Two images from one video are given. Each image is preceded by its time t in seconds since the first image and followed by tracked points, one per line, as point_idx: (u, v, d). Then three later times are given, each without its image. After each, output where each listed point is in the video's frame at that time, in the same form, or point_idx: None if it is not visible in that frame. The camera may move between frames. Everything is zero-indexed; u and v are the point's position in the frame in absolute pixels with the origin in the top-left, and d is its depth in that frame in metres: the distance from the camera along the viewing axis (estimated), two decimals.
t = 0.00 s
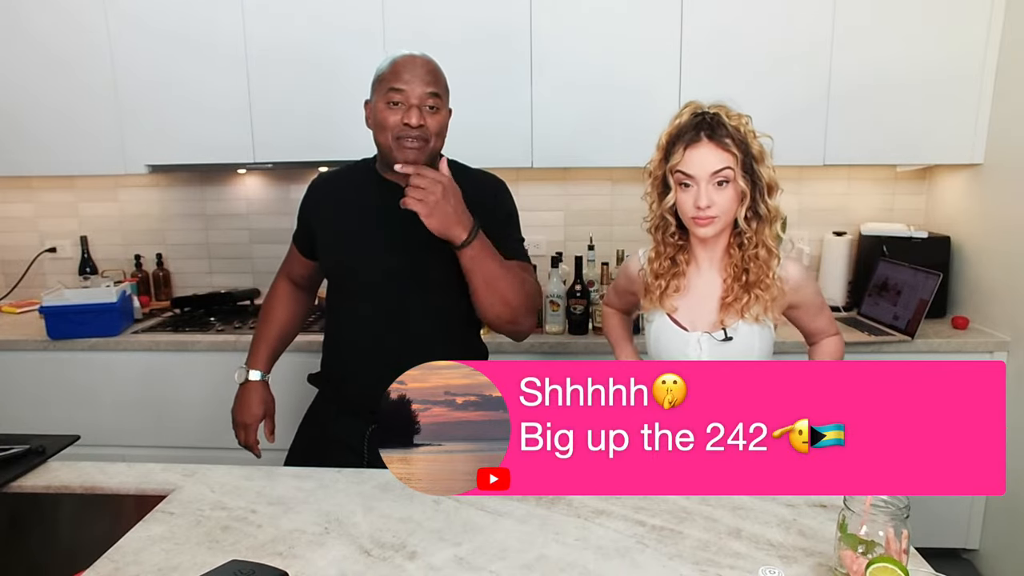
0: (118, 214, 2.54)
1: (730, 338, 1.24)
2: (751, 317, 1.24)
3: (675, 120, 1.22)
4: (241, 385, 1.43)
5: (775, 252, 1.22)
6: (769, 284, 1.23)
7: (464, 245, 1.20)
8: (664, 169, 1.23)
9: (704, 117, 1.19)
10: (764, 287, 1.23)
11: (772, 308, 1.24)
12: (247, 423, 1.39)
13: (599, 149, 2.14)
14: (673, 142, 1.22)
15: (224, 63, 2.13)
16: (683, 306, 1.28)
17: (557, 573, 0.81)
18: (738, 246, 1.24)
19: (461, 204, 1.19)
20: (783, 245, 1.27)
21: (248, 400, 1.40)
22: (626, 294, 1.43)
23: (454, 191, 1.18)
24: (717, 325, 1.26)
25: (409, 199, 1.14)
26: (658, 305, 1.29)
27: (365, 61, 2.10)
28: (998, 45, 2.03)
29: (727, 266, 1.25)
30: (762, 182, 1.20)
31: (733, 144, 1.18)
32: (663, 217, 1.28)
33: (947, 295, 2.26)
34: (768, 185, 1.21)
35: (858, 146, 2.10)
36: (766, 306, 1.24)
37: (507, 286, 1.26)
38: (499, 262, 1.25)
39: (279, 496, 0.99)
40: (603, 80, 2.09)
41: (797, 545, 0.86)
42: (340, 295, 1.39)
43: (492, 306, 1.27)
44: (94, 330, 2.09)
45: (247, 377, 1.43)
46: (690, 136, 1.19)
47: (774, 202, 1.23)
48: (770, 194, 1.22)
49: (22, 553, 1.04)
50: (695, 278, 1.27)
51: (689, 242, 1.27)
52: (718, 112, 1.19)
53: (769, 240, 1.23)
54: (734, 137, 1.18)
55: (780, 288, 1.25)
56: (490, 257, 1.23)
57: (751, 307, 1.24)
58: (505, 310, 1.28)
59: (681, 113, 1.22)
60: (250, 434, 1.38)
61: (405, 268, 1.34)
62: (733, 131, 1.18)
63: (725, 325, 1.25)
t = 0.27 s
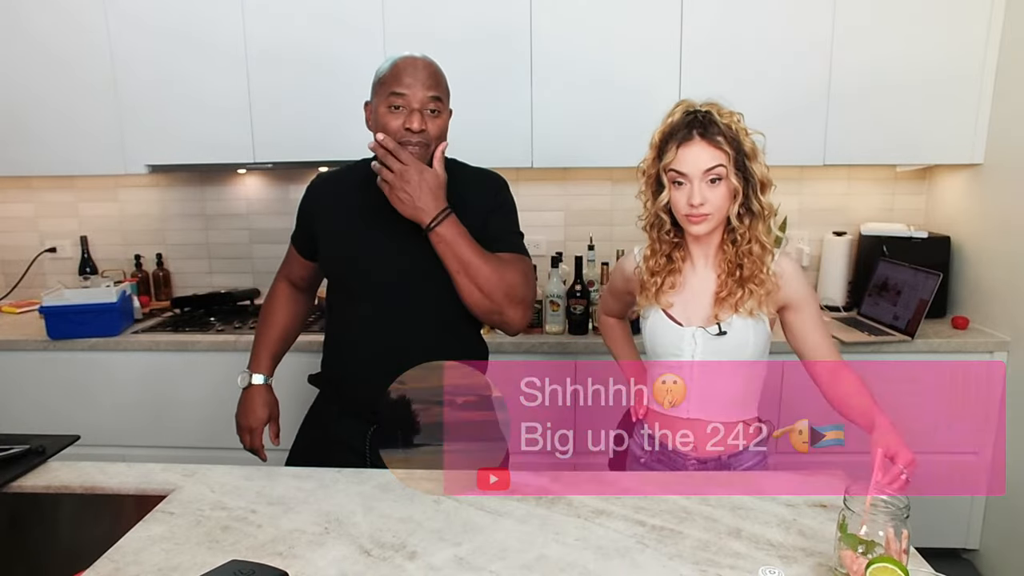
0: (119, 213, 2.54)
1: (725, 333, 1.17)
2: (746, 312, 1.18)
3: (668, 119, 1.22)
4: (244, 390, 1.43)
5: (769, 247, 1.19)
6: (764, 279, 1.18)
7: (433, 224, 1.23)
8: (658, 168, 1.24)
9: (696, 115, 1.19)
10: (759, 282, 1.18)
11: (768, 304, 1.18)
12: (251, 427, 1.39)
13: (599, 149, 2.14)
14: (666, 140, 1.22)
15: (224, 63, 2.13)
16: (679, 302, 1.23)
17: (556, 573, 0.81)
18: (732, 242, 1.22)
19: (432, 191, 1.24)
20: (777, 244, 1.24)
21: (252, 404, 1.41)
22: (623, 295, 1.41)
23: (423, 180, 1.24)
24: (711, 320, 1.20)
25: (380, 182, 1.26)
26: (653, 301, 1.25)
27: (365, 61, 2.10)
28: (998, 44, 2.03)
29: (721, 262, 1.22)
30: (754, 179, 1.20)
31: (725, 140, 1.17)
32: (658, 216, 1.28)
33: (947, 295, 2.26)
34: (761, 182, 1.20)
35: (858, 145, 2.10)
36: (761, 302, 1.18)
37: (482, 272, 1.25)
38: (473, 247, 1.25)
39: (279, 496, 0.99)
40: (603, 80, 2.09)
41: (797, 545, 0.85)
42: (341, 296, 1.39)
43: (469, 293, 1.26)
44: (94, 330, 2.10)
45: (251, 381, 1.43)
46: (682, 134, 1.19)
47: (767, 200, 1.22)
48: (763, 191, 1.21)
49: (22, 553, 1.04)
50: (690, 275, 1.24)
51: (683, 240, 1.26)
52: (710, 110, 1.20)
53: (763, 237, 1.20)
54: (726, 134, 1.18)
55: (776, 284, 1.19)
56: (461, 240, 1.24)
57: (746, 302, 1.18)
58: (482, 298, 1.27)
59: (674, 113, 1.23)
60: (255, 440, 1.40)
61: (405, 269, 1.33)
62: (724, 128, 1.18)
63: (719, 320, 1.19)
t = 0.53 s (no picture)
0: (119, 213, 2.54)
1: (701, 337, 1.20)
2: (724, 315, 1.19)
3: (661, 119, 1.25)
4: (245, 393, 1.43)
5: (753, 250, 1.19)
6: (745, 281, 1.17)
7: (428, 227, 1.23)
8: (649, 166, 1.26)
9: (689, 115, 1.22)
10: (739, 284, 1.18)
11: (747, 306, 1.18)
12: (252, 429, 1.40)
13: (599, 148, 2.14)
14: (658, 138, 1.24)
15: (223, 63, 2.13)
16: (663, 306, 1.28)
17: (556, 573, 0.81)
18: (718, 244, 1.24)
19: (424, 193, 1.24)
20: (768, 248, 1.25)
21: (254, 407, 1.42)
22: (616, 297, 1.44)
23: (416, 182, 1.24)
24: (690, 324, 1.23)
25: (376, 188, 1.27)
26: (639, 305, 1.30)
27: (365, 60, 2.10)
28: (998, 44, 2.03)
29: (706, 264, 1.24)
30: (744, 180, 1.22)
31: (716, 139, 1.19)
32: (648, 217, 1.32)
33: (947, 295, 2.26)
34: (749, 184, 1.23)
35: (858, 145, 2.10)
36: (741, 305, 1.18)
37: (477, 273, 1.25)
38: (467, 248, 1.25)
39: (279, 496, 0.99)
40: (603, 80, 2.09)
41: (797, 545, 0.85)
42: (341, 296, 1.39)
43: (464, 294, 1.27)
44: (94, 330, 2.10)
45: (252, 385, 1.43)
46: (674, 131, 1.21)
47: (756, 202, 1.25)
48: (752, 193, 1.24)
49: (21, 553, 1.04)
50: (676, 279, 1.28)
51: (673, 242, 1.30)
52: (702, 112, 1.22)
53: (749, 238, 1.22)
54: (718, 133, 1.20)
55: (757, 287, 1.18)
56: (452, 241, 1.24)
57: (725, 304, 1.18)
58: (477, 298, 1.27)
59: (667, 113, 1.25)
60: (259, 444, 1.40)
61: (405, 268, 1.33)
62: (715, 127, 1.20)
63: (697, 324, 1.21)
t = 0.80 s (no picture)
0: (119, 213, 2.54)
1: (694, 346, 1.20)
2: (718, 324, 1.19)
3: (660, 122, 1.25)
4: (246, 397, 1.43)
5: (749, 257, 1.18)
6: (739, 288, 1.17)
7: (430, 231, 1.23)
8: (647, 169, 1.27)
9: (687, 118, 1.22)
10: (733, 291, 1.17)
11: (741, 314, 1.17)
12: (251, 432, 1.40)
13: (599, 148, 2.13)
14: (656, 139, 1.24)
15: (223, 62, 2.13)
16: (659, 311, 1.28)
17: (556, 573, 0.81)
18: (714, 249, 1.24)
19: (427, 197, 1.24)
20: (766, 253, 1.25)
21: (254, 410, 1.41)
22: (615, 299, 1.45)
23: (420, 187, 1.24)
24: (684, 331, 1.23)
25: (376, 193, 1.26)
26: (634, 311, 1.31)
27: (365, 60, 2.10)
28: (998, 44, 2.03)
29: (702, 269, 1.24)
30: (742, 185, 1.22)
31: (715, 142, 1.19)
32: (646, 221, 1.33)
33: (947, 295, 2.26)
34: (747, 188, 1.23)
35: (858, 145, 2.10)
36: (735, 312, 1.17)
37: (477, 276, 1.25)
38: (471, 252, 1.25)
39: (279, 496, 0.99)
40: (603, 80, 2.09)
41: (797, 546, 0.85)
42: (340, 298, 1.39)
43: (466, 298, 1.27)
44: (94, 330, 2.10)
45: (252, 389, 1.43)
46: (673, 132, 1.21)
47: (754, 207, 1.24)
48: (750, 198, 1.24)
49: (21, 553, 1.04)
50: (672, 284, 1.29)
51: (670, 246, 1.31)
52: (702, 115, 1.22)
53: (746, 244, 1.21)
54: (716, 136, 1.20)
55: (752, 295, 1.17)
56: (457, 245, 1.24)
57: (719, 313, 1.18)
58: (480, 302, 1.27)
59: (666, 115, 1.25)
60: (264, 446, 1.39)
61: (404, 270, 1.33)
62: (713, 130, 1.20)
63: (691, 332, 1.21)
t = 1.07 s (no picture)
0: (119, 213, 2.54)
1: (695, 348, 1.21)
2: (718, 330, 1.19)
3: (665, 122, 1.25)
4: (243, 402, 1.44)
5: (751, 262, 1.18)
6: (740, 294, 1.17)
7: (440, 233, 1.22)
8: (651, 168, 1.27)
9: (694, 119, 1.22)
10: (734, 297, 1.17)
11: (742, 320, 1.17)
12: (247, 438, 1.41)
13: (599, 147, 2.13)
14: (661, 139, 1.24)
15: (223, 62, 2.13)
16: (659, 314, 1.28)
17: (557, 573, 0.81)
18: (716, 254, 1.24)
19: (436, 195, 1.23)
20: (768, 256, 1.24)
21: (251, 416, 1.42)
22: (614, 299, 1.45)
23: (429, 185, 1.23)
24: (684, 335, 1.23)
25: (383, 186, 1.23)
26: (634, 314, 1.31)
27: (365, 60, 2.10)
28: (998, 44, 2.04)
29: (704, 274, 1.25)
30: (745, 190, 1.22)
31: (720, 143, 1.19)
32: (649, 222, 1.32)
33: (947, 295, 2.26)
34: (751, 194, 1.23)
35: (858, 145, 2.10)
36: (735, 318, 1.17)
37: (481, 277, 1.24)
38: (478, 255, 1.25)
39: (279, 496, 0.99)
40: (603, 80, 2.09)
41: (797, 546, 0.85)
42: (339, 299, 1.39)
43: (470, 299, 1.26)
44: (94, 330, 2.10)
45: (248, 396, 1.44)
46: (678, 132, 1.21)
47: (757, 211, 1.24)
48: (753, 203, 1.24)
49: (21, 553, 1.04)
50: (673, 288, 1.29)
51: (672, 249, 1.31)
52: (708, 117, 1.22)
53: (748, 249, 1.21)
54: (721, 138, 1.20)
55: (754, 300, 1.17)
56: (465, 247, 1.24)
57: (720, 318, 1.18)
58: (484, 304, 1.27)
59: (671, 117, 1.25)
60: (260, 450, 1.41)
61: (404, 271, 1.33)
62: (718, 133, 1.20)
63: (691, 336, 1.21)
